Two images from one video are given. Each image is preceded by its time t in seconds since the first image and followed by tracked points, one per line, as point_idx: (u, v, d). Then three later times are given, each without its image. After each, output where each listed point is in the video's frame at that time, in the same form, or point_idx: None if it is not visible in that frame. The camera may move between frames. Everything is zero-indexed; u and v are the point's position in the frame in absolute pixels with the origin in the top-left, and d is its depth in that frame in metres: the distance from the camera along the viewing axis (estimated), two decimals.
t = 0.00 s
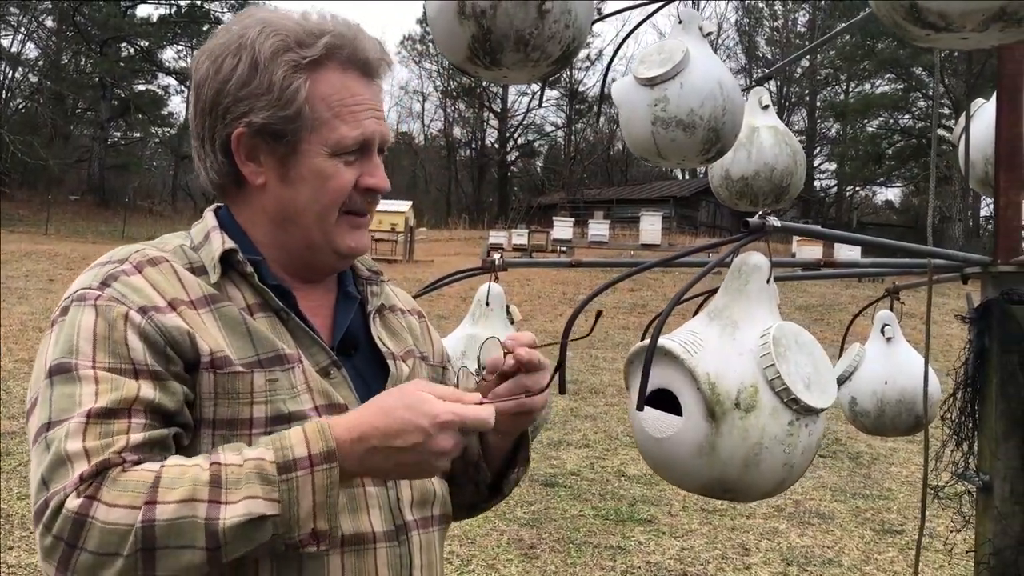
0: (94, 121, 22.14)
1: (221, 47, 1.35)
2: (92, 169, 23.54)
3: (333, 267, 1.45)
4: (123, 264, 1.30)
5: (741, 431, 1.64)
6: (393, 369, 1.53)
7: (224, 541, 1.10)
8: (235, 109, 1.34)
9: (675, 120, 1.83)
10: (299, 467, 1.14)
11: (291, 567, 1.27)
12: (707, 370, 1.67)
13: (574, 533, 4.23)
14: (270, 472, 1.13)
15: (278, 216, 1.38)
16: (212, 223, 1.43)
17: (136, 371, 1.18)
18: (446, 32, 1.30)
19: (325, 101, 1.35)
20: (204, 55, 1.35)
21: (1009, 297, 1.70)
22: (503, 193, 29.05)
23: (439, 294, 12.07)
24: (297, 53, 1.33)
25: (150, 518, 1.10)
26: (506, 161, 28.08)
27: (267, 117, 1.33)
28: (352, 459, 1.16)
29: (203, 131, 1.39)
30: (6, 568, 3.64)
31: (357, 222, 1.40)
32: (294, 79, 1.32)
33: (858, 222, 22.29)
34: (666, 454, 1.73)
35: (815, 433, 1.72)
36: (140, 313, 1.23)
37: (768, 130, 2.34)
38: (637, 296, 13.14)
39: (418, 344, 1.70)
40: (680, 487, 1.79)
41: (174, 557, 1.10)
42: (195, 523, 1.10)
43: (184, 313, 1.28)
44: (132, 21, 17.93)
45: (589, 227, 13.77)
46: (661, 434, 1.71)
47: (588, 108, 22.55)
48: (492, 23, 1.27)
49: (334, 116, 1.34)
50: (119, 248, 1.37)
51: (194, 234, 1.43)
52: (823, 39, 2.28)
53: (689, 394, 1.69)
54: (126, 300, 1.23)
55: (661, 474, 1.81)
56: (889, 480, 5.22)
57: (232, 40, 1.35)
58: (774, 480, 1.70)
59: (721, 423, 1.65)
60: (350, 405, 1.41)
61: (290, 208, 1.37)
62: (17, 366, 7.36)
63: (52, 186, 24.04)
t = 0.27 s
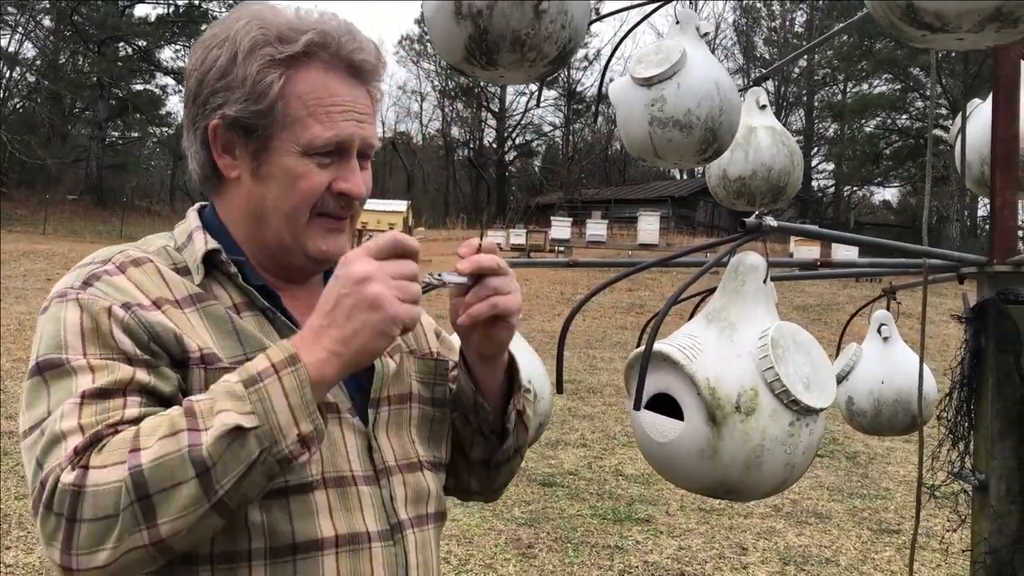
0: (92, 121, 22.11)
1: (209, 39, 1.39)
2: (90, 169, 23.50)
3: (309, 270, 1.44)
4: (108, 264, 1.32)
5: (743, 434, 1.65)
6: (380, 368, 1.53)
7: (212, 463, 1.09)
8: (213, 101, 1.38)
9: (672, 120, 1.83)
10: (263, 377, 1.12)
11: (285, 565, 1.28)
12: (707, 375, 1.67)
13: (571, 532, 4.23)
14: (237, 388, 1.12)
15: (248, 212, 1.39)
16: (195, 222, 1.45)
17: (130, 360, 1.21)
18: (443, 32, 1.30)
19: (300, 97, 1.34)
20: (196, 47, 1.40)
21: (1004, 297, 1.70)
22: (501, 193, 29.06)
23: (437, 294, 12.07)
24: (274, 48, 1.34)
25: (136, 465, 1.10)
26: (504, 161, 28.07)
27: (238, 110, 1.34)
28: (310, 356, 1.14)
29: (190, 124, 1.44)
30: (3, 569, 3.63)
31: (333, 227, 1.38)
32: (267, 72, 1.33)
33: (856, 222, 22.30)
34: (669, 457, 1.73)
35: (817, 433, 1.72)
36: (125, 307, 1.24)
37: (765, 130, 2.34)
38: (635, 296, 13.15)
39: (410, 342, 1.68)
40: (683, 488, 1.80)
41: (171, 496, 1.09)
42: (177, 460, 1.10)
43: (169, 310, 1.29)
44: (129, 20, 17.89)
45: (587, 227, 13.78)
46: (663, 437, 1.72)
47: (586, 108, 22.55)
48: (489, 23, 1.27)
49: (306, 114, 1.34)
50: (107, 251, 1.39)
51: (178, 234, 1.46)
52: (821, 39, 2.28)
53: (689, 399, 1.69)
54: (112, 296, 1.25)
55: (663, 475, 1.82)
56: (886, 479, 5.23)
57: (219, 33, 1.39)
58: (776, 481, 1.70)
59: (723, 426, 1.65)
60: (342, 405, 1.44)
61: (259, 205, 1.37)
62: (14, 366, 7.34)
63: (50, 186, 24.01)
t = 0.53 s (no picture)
0: (89, 119, 22.05)
1: (202, 28, 1.39)
2: (88, 168, 23.45)
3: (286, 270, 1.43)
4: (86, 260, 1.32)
5: (749, 436, 1.65)
6: (361, 364, 1.48)
7: (202, 400, 1.10)
8: (200, 90, 1.37)
9: (672, 119, 1.83)
10: (238, 311, 1.15)
11: (275, 564, 1.28)
12: (711, 381, 1.66)
13: (569, 532, 4.23)
14: (213, 326, 1.14)
15: (228, 209, 1.38)
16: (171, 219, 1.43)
17: (121, 340, 1.22)
18: (442, 31, 1.30)
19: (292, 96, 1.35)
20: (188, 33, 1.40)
21: (1003, 297, 1.70)
22: (500, 192, 29.05)
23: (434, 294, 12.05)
24: (270, 43, 1.35)
25: (127, 418, 1.10)
26: (502, 160, 28.05)
27: (227, 102, 1.34)
28: (279, 282, 1.19)
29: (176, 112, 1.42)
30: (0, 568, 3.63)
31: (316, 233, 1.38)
32: (260, 67, 1.34)
33: (854, 222, 22.31)
34: (678, 460, 1.74)
35: (822, 430, 1.73)
36: (106, 298, 1.25)
37: (765, 130, 2.34)
38: (633, 296, 13.15)
39: (391, 328, 1.65)
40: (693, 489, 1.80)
41: (169, 443, 1.09)
42: (167, 402, 1.10)
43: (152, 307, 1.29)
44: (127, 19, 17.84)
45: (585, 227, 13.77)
46: (672, 443, 1.73)
47: (584, 107, 22.54)
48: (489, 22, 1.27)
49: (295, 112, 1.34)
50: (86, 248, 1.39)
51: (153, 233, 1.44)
52: (820, 39, 2.28)
53: (694, 404, 1.69)
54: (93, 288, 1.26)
55: (672, 477, 1.82)
56: (884, 479, 5.24)
57: (211, 23, 1.39)
58: (787, 479, 1.71)
59: (730, 431, 1.65)
60: (330, 404, 1.41)
61: (240, 200, 1.37)
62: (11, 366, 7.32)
63: (47, 185, 23.97)
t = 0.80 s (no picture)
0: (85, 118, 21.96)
1: (209, 19, 1.36)
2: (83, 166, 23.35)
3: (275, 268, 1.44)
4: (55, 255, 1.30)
5: (742, 430, 1.65)
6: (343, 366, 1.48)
7: (179, 382, 1.10)
8: (204, 88, 1.34)
9: (669, 117, 1.83)
10: (212, 290, 1.16)
11: (255, 574, 1.26)
12: (705, 374, 1.66)
13: (567, 530, 4.23)
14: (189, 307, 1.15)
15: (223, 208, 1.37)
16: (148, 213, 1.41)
17: (97, 332, 1.22)
18: (439, 29, 1.29)
19: (302, 103, 1.33)
20: (192, 24, 1.36)
21: (1001, 295, 1.70)
22: (496, 191, 29.02)
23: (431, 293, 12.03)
24: (284, 49, 1.32)
25: (100, 407, 1.09)
26: (499, 159, 28.00)
27: (232, 103, 1.32)
28: (253, 259, 1.20)
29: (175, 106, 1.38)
30: None
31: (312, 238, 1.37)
32: (272, 71, 1.32)
33: (852, 221, 22.31)
34: (670, 455, 1.74)
35: (815, 429, 1.73)
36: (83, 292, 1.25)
37: (762, 127, 2.33)
38: (630, 294, 13.14)
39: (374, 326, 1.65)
40: (683, 485, 1.80)
41: (149, 429, 1.09)
42: (142, 389, 1.09)
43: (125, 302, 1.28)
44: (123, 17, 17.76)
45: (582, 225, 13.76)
46: (663, 436, 1.73)
47: (581, 105, 22.50)
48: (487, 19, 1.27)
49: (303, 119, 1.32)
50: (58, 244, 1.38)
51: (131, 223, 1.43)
52: (817, 36, 2.27)
53: (686, 397, 1.69)
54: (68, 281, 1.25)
55: (663, 472, 1.81)
56: (881, 477, 5.24)
57: (220, 19, 1.36)
58: (777, 477, 1.70)
59: (722, 424, 1.65)
60: (314, 408, 1.40)
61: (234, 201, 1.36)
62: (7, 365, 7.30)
63: (42, 183, 23.88)
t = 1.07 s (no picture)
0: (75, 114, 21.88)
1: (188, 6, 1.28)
2: (74, 162, 23.26)
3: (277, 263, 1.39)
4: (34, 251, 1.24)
5: (723, 417, 1.65)
6: (332, 369, 1.46)
7: (181, 399, 1.07)
8: (193, 79, 1.27)
9: (657, 110, 1.82)
10: (210, 297, 1.12)
11: None
12: (689, 359, 1.67)
13: (560, 524, 4.23)
14: (185, 318, 1.11)
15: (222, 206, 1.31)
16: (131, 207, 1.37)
17: (85, 338, 1.17)
18: (426, 23, 1.29)
19: (301, 88, 1.27)
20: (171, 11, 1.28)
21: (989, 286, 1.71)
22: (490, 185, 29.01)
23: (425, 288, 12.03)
24: (274, 24, 1.26)
25: (94, 426, 1.05)
26: (492, 153, 27.97)
27: (226, 91, 1.26)
28: (253, 264, 1.16)
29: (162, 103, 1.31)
30: None
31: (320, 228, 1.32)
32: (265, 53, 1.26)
33: (845, 213, 22.34)
34: (650, 444, 1.73)
35: (797, 421, 1.72)
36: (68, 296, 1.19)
37: (752, 120, 2.33)
38: (623, 287, 13.15)
39: (365, 323, 1.64)
40: (665, 477, 1.79)
41: (151, 449, 1.06)
42: (142, 407, 1.05)
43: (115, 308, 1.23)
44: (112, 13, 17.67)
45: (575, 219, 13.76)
46: (645, 423, 1.72)
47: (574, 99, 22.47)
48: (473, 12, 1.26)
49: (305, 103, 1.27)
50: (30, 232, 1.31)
51: (112, 218, 1.38)
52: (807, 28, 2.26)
53: (670, 382, 1.69)
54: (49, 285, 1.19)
55: (644, 464, 1.81)
56: (874, 468, 5.26)
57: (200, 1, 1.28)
58: (757, 468, 1.70)
59: (704, 412, 1.65)
60: (303, 416, 1.38)
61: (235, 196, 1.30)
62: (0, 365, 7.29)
63: (33, 180, 23.79)
